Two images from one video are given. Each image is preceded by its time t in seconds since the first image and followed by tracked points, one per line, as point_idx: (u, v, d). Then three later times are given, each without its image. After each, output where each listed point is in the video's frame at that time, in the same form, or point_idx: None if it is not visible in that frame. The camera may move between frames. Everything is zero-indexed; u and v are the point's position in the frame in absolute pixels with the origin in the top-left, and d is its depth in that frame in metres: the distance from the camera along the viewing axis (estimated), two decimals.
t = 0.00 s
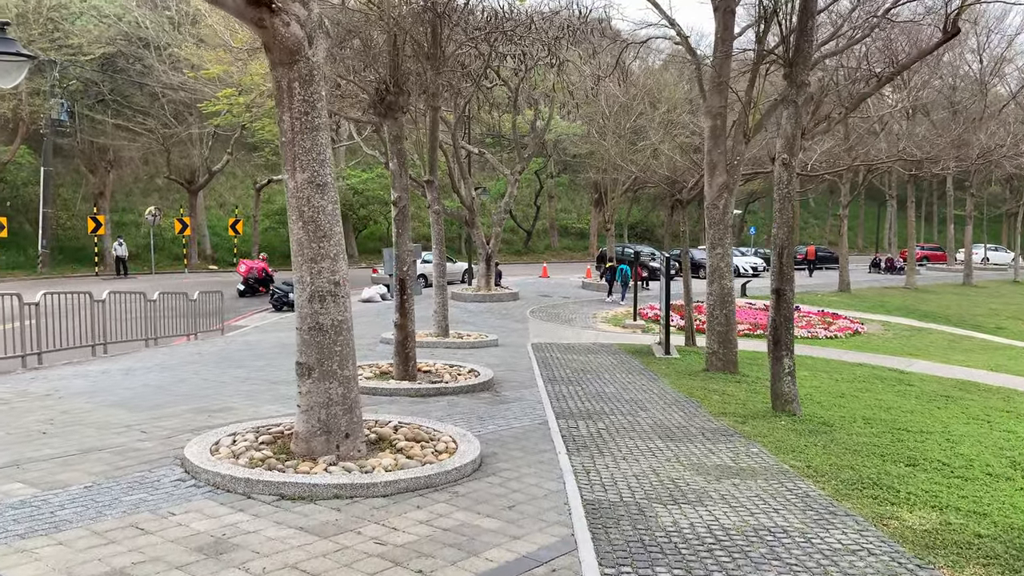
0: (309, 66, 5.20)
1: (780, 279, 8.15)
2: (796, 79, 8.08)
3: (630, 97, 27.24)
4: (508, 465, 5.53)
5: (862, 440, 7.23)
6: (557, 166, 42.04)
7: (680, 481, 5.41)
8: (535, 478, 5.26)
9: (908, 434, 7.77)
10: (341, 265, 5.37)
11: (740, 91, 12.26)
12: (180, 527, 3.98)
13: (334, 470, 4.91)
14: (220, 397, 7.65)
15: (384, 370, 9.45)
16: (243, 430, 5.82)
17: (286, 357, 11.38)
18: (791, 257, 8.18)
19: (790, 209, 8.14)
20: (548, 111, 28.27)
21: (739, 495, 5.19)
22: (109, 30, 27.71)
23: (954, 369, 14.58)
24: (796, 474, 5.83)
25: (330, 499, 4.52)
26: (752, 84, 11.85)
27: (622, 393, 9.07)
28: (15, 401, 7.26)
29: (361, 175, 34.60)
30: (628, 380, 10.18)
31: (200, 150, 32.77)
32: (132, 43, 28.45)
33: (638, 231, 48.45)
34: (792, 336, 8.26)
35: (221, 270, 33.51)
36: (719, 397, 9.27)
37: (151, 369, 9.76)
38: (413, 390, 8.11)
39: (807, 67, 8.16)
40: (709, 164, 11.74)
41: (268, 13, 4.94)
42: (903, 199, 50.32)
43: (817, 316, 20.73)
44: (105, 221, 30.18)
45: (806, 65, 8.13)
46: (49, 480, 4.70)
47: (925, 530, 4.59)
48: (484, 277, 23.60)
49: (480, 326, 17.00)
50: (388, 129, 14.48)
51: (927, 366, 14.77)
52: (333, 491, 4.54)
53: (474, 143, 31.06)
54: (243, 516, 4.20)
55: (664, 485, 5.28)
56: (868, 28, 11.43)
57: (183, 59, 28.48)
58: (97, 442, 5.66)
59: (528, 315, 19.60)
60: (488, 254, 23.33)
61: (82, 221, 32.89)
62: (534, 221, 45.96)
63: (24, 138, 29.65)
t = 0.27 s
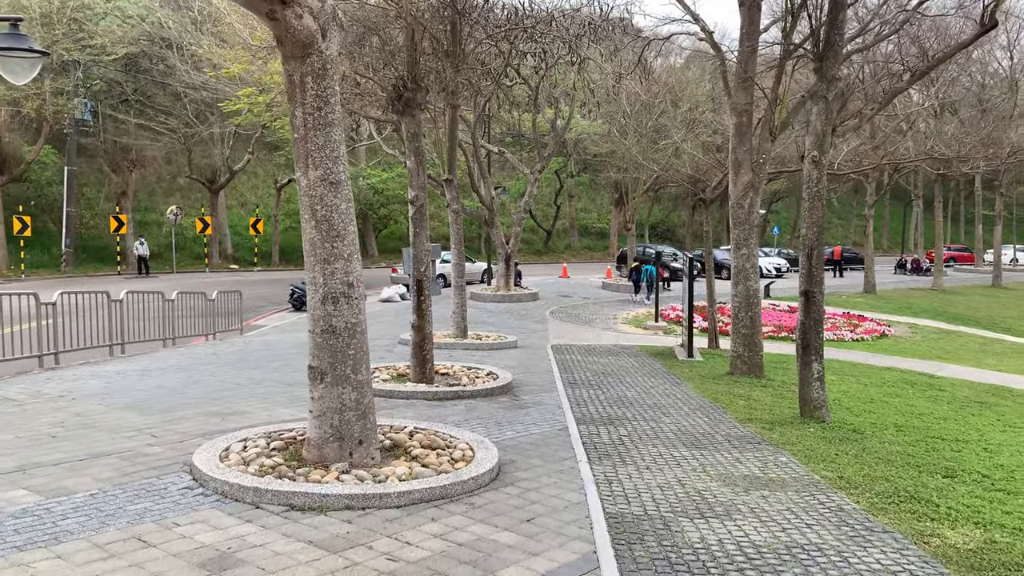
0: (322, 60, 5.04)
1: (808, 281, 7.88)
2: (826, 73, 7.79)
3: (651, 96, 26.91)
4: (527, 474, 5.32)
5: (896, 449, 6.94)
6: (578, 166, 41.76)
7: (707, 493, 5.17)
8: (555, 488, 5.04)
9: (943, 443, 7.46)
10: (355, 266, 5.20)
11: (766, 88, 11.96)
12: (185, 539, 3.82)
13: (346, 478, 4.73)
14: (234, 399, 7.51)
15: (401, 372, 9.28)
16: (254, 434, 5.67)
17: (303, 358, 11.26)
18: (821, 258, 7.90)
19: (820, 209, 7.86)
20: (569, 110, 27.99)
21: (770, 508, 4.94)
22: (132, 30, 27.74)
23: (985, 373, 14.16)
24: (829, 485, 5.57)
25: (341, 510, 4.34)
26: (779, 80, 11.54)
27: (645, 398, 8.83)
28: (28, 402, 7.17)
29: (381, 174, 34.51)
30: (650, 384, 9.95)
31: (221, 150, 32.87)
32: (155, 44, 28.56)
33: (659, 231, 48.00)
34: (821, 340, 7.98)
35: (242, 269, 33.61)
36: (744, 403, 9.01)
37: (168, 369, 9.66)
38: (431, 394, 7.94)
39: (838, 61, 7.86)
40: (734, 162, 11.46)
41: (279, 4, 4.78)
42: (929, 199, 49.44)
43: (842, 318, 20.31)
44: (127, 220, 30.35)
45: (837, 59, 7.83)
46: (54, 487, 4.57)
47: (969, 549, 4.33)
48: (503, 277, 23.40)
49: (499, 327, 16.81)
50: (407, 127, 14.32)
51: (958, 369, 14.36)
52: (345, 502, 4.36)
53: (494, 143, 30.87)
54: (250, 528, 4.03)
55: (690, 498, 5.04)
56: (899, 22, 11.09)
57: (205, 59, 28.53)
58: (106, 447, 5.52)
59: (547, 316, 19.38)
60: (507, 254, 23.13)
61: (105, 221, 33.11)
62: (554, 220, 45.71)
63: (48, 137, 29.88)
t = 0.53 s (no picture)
0: (321, 53, 4.84)
1: (825, 283, 7.64)
2: (844, 69, 7.54)
3: (660, 96, 26.65)
4: (534, 485, 5.10)
5: (917, 458, 6.69)
6: (585, 167, 41.50)
7: (723, 506, 4.94)
8: (564, 501, 4.82)
9: (966, 451, 7.20)
10: (356, 268, 5.00)
11: (780, 86, 11.71)
12: (173, 557, 3.62)
13: (346, 490, 4.53)
14: (234, 405, 7.32)
15: (406, 376, 9.07)
16: (252, 442, 5.48)
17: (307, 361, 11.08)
18: (839, 260, 7.65)
19: (837, 209, 7.62)
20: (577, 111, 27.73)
21: (789, 523, 4.71)
22: (139, 32, 27.66)
23: (1001, 377, 13.87)
24: (850, 498, 5.33)
25: (340, 524, 4.14)
26: (793, 78, 11.30)
27: (655, 403, 8.60)
28: (23, 407, 7.00)
29: (388, 176, 34.36)
30: (660, 389, 9.72)
31: (227, 151, 32.76)
32: (162, 45, 28.47)
33: (667, 233, 47.71)
34: (838, 345, 7.74)
35: (248, 270, 33.51)
36: (757, 409, 8.77)
37: (169, 373, 9.49)
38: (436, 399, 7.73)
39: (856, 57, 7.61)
40: (746, 162, 11.22)
41: None
42: (941, 200, 48.99)
43: (854, 321, 20.01)
44: (134, 221, 30.28)
45: (855, 55, 7.58)
46: (41, 498, 4.38)
47: (1004, 568, 4.08)
48: (511, 279, 23.19)
49: (507, 330, 16.59)
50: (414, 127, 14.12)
51: (973, 374, 14.06)
52: (343, 516, 4.15)
53: (502, 143, 30.67)
54: (242, 544, 3.82)
55: (705, 511, 4.81)
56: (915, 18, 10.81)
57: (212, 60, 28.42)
58: (98, 455, 5.34)
59: (555, 318, 19.15)
60: (514, 256, 22.90)
61: (112, 222, 33.04)
62: (561, 222, 45.45)
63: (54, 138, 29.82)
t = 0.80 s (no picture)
0: (310, 42, 4.63)
1: (833, 282, 7.42)
2: (853, 62, 7.31)
3: (662, 92, 26.41)
4: (533, 494, 4.88)
5: (930, 462, 6.48)
6: (587, 165, 41.23)
7: (732, 517, 4.73)
8: (564, 511, 4.61)
9: (979, 454, 6.99)
10: (347, 267, 4.79)
11: (785, 81, 11.49)
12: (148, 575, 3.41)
13: (336, 500, 4.32)
14: (224, 408, 7.10)
15: (403, 377, 8.86)
16: (240, 448, 5.27)
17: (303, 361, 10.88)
18: (847, 258, 7.44)
19: (846, 205, 7.39)
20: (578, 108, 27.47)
21: (802, 534, 4.50)
22: (137, 28, 27.48)
23: (1009, 377, 13.64)
24: (863, 506, 5.12)
25: (329, 537, 3.93)
26: (798, 73, 11.07)
27: (659, 405, 8.40)
28: (7, 411, 6.78)
29: (388, 173, 34.14)
30: (664, 390, 9.52)
31: (226, 149, 32.52)
32: (160, 42, 28.25)
33: (669, 231, 47.46)
34: (847, 345, 7.52)
35: (247, 269, 33.27)
36: (763, 411, 8.56)
37: (161, 375, 9.29)
38: (433, 402, 7.52)
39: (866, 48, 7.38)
40: (751, 158, 11.00)
41: None
42: (944, 198, 48.72)
43: (858, 319, 19.76)
44: (132, 220, 30.05)
45: (865, 46, 7.34)
46: (15, 509, 4.17)
47: None
48: (511, 278, 22.96)
49: (507, 329, 16.37)
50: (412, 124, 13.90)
51: (981, 373, 13.83)
52: (332, 529, 3.94)
53: (502, 140, 30.41)
54: (224, 560, 3.61)
55: (713, 522, 4.60)
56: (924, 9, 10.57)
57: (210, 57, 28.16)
58: (80, 462, 5.13)
59: (556, 317, 18.93)
60: (515, 254, 22.67)
61: (110, 220, 32.82)
62: (562, 219, 45.20)
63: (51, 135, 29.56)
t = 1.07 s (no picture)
0: (297, 33, 4.42)
1: (841, 284, 7.21)
2: (861, 57, 7.09)
3: (663, 93, 26.20)
4: (531, 506, 4.67)
5: (944, 470, 6.25)
6: (587, 167, 41.04)
7: (739, 530, 4.51)
8: (563, 524, 4.39)
9: (994, 461, 6.75)
10: (336, 267, 4.58)
11: (789, 80, 11.28)
12: None
13: (323, 513, 4.10)
14: (213, 415, 6.88)
15: (399, 382, 8.65)
16: (226, 457, 5.06)
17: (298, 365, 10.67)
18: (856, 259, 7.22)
19: (854, 205, 7.18)
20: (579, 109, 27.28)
21: (814, 548, 4.27)
22: (137, 31, 27.33)
23: (1018, 380, 13.40)
24: (876, 518, 4.89)
25: (314, 553, 3.71)
26: (803, 71, 10.87)
27: (662, 411, 8.18)
28: None
29: (387, 176, 33.95)
30: (666, 395, 9.31)
31: (225, 151, 32.35)
32: (159, 44, 28.07)
33: (670, 233, 47.25)
34: (855, 349, 7.30)
35: (246, 272, 33.08)
36: (769, 417, 8.33)
37: (152, 379, 9.08)
38: (430, 407, 7.31)
39: (874, 43, 7.16)
40: (755, 158, 10.78)
41: None
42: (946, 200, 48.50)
43: (863, 322, 19.52)
44: (130, 222, 29.88)
45: (873, 41, 7.13)
46: None
47: None
48: (511, 280, 22.75)
49: (506, 332, 16.15)
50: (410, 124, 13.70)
51: (988, 377, 13.60)
52: (317, 545, 3.73)
53: (502, 142, 30.23)
54: None
55: (720, 535, 4.38)
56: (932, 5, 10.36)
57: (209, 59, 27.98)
58: (58, 472, 4.92)
59: (556, 320, 18.70)
60: (515, 256, 22.46)
61: (108, 223, 32.65)
62: (563, 222, 45.00)
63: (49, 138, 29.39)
